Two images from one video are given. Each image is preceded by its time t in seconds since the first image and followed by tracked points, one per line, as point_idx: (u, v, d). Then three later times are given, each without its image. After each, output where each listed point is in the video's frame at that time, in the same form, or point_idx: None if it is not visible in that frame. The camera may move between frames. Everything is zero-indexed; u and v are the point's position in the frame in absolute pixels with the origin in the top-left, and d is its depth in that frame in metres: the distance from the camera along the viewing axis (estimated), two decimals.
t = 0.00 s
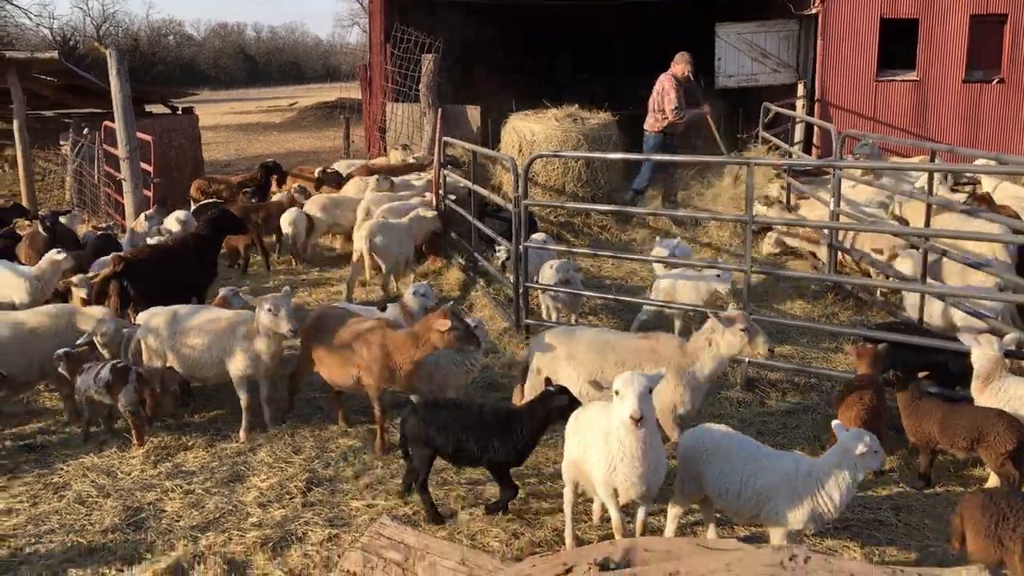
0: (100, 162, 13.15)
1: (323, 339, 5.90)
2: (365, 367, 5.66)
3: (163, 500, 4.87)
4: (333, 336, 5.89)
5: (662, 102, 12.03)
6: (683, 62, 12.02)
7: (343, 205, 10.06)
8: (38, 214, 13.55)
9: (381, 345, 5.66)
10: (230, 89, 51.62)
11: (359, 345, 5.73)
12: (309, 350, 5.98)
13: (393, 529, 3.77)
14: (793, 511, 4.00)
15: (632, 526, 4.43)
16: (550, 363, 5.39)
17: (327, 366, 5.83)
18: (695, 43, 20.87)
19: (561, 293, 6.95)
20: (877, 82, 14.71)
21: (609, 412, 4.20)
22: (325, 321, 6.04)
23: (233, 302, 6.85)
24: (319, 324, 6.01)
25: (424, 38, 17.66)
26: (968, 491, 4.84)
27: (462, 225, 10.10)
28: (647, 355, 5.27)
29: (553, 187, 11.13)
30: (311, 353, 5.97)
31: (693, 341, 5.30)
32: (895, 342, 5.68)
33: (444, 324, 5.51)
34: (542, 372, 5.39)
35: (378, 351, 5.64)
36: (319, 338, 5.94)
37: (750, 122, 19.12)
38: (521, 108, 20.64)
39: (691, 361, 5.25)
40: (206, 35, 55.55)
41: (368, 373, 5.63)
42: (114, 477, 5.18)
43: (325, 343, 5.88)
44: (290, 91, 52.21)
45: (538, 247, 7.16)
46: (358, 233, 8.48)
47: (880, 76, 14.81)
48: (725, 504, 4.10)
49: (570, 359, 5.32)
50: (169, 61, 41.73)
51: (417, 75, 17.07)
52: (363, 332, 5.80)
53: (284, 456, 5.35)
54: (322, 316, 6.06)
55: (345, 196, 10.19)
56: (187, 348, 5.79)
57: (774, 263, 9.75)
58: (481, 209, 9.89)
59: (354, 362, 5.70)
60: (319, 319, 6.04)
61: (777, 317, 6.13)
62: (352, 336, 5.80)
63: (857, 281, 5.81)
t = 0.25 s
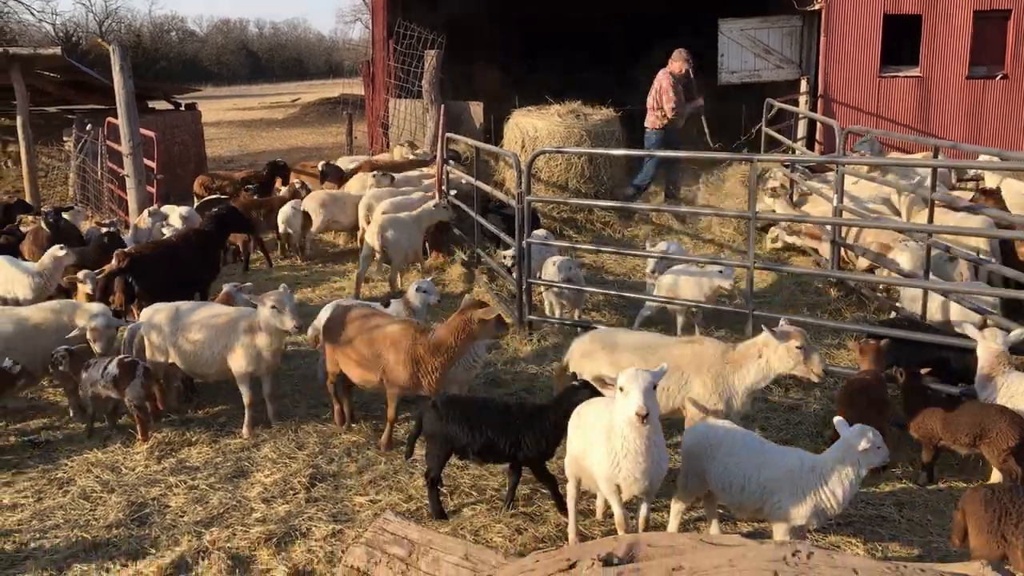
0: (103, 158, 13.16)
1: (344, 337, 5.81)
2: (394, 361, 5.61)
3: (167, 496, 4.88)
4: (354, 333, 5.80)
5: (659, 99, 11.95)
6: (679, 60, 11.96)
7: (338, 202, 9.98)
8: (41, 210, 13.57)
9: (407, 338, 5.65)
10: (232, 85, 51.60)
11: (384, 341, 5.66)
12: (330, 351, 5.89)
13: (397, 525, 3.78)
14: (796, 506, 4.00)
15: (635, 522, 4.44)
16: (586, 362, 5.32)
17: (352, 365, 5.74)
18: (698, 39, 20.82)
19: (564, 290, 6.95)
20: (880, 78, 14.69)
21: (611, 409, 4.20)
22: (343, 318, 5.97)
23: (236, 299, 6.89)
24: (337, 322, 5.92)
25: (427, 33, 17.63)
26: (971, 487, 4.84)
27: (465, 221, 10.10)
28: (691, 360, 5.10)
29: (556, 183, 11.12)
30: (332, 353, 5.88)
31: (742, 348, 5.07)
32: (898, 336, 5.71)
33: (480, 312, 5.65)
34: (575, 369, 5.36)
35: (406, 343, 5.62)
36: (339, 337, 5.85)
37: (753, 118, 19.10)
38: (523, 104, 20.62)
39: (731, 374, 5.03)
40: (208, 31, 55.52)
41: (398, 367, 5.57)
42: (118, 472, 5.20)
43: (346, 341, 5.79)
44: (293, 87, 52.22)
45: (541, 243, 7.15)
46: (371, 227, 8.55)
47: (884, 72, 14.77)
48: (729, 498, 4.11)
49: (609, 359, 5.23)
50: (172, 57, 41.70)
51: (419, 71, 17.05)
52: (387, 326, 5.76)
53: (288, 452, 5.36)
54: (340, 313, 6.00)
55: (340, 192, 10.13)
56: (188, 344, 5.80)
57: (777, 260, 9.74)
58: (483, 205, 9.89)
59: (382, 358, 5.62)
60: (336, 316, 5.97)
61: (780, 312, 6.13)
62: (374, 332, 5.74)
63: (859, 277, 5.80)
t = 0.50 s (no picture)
0: (109, 155, 13.19)
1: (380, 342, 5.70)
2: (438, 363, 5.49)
3: (173, 492, 4.89)
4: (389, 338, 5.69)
5: (653, 100, 11.93)
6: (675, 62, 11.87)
7: (337, 200, 9.92)
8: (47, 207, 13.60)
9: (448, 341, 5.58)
10: (238, 83, 51.69)
11: (423, 345, 5.57)
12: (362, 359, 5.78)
13: (402, 521, 3.78)
14: (801, 505, 3.99)
15: (640, 520, 4.43)
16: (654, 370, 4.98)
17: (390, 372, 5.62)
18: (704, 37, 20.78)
19: (569, 287, 6.95)
20: (886, 76, 14.64)
21: (615, 409, 4.20)
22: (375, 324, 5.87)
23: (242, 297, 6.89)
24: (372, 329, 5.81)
25: (432, 31, 17.63)
26: (978, 487, 4.83)
27: (470, 219, 10.09)
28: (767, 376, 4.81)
29: (561, 181, 11.11)
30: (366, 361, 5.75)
31: (820, 366, 4.78)
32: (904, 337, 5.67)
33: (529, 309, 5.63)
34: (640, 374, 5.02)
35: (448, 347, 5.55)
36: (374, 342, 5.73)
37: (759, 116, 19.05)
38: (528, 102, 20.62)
39: (807, 394, 4.75)
40: (213, 29, 55.60)
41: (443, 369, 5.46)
42: (124, 468, 5.21)
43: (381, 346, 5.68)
44: (298, 85, 52.27)
45: (546, 241, 7.14)
46: (379, 224, 8.56)
47: (890, 70, 14.73)
48: (734, 496, 4.10)
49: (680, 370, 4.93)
50: (177, 55, 41.80)
51: (425, 69, 17.05)
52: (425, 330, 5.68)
53: (293, 449, 5.37)
54: (373, 319, 5.90)
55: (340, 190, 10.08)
56: (193, 341, 5.81)
57: (782, 259, 9.73)
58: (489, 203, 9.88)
59: (423, 361, 5.52)
60: (366, 323, 5.88)
61: (786, 311, 6.11)
62: (410, 335, 5.66)
63: (865, 275, 5.78)
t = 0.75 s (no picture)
0: (121, 152, 13.25)
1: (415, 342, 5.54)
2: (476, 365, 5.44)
3: (184, 488, 4.92)
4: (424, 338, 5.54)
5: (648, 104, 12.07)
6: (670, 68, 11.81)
7: (343, 197, 9.93)
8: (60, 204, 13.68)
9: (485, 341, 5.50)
10: (249, 81, 51.88)
11: (461, 345, 5.46)
12: (391, 358, 5.60)
13: (412, 519, 3.79)
14: (811, 504, 3.98)
15: (650, 519, 4.43)
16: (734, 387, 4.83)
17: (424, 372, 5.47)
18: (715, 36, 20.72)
19: (578, 285, 6.95)
20: (898, 75, 14.55)
21: (626, 406, 4.18)
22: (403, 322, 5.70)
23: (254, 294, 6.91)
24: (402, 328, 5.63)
25: (443, 30, 17.63)
26: (990, 488, 4.81)
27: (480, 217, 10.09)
28: (853, 385, 4.63)
29: (571, 180, 11.10)
30: (397, 360, 5.58)
31: (908, 376, 4.60)
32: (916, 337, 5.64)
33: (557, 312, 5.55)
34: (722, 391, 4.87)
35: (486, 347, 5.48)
36: (408, 342, 5.55)
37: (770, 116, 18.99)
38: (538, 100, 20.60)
39: (901, 403, 4.56)
40: (225, 26, 55.80)
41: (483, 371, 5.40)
42: (135, 465, 5.24)
43: (417, 346, 5.52)
44: (309, 83, 52.40)
45: (556, 239, 7.14)
46: (388, 222, 8.56)
47: (902, 70, 14.64)
48: (743, 495, 4.09)
49: (756, 382, 4.75)
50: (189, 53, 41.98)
51: (435, 67, 17.05)
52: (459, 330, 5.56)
53: (303, 446, 5.38)
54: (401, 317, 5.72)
55: (346, 188, 10.09)
56: (204, 338, 5.83)
57: (793, 259, 9.69)
58: (499, 201, 9.88)
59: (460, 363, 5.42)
60: (394, 322, 5.68)
61: (796, 311, 6.08)
62: (446, 334, 5.53)
63: (877, 275, 5.75)
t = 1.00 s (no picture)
0: (135, 151, 13.34)
1: (445, 346, 5.43)
2: (510, 367, 5.33)
3: (197, 486, 4.94)
4: (454, 341, 5.44)
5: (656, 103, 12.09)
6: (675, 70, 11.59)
7: (354, 197, 9.99)
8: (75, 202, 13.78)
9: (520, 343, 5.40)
10: (262, 80, 52.12)
11: (495, 349, 5.35)
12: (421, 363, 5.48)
13: (424, 518, 3.79)
14: (825, 505, 3.96)
15: (662, 520, 4.42)
16: (813, 395, 4.65)
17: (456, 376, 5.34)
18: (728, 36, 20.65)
19: (590, 285, 6.94)
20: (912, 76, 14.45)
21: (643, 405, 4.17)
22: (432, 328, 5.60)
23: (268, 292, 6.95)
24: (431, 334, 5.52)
25: (456, 30, 17.65)
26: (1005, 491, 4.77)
27: (492, 217, 10.08)
28: (938, 394, 4.50)
29: (584, 180, 11.08)
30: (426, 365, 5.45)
31: (996, 388, 4.48)
32: (931, 338, 5.60)
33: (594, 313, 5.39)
34: (800, 401, 4.68)
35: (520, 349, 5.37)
36: (437, 347, 5.45)
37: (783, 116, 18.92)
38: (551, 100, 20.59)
39: (988, 413, 4.43)
40: (238, 26, 56.06)
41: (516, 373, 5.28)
42: (149, 462, 5.26)
43: (446, 350, 5.40)
44: (322, 82, 52.57)
45: (568, 239, 7.13)
46: (399, 221, 8.58)
47: (917, 70, 14.54)
48: (757, 496, 4.07)
49: (835, 392, 4.59)
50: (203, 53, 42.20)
51: (448, 67, 17.07)
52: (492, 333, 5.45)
53: (316, 445, 5.40)
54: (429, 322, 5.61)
55: (357, 187, 10.15)
56: (217, 336, 5.85)
57: (806, 259, 9.65)
58: (511, 201, 9.87)
59: (494, 364, 5.30)
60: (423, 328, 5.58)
61: (809, 313, 6.06)
62: (478, 337, 5.43)
63: (892, 277, 5.71)
